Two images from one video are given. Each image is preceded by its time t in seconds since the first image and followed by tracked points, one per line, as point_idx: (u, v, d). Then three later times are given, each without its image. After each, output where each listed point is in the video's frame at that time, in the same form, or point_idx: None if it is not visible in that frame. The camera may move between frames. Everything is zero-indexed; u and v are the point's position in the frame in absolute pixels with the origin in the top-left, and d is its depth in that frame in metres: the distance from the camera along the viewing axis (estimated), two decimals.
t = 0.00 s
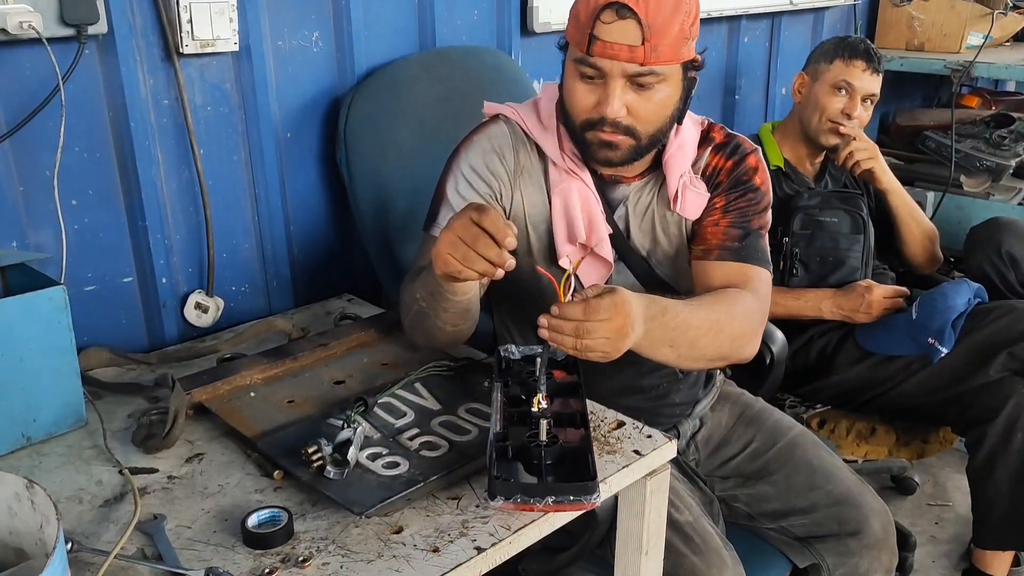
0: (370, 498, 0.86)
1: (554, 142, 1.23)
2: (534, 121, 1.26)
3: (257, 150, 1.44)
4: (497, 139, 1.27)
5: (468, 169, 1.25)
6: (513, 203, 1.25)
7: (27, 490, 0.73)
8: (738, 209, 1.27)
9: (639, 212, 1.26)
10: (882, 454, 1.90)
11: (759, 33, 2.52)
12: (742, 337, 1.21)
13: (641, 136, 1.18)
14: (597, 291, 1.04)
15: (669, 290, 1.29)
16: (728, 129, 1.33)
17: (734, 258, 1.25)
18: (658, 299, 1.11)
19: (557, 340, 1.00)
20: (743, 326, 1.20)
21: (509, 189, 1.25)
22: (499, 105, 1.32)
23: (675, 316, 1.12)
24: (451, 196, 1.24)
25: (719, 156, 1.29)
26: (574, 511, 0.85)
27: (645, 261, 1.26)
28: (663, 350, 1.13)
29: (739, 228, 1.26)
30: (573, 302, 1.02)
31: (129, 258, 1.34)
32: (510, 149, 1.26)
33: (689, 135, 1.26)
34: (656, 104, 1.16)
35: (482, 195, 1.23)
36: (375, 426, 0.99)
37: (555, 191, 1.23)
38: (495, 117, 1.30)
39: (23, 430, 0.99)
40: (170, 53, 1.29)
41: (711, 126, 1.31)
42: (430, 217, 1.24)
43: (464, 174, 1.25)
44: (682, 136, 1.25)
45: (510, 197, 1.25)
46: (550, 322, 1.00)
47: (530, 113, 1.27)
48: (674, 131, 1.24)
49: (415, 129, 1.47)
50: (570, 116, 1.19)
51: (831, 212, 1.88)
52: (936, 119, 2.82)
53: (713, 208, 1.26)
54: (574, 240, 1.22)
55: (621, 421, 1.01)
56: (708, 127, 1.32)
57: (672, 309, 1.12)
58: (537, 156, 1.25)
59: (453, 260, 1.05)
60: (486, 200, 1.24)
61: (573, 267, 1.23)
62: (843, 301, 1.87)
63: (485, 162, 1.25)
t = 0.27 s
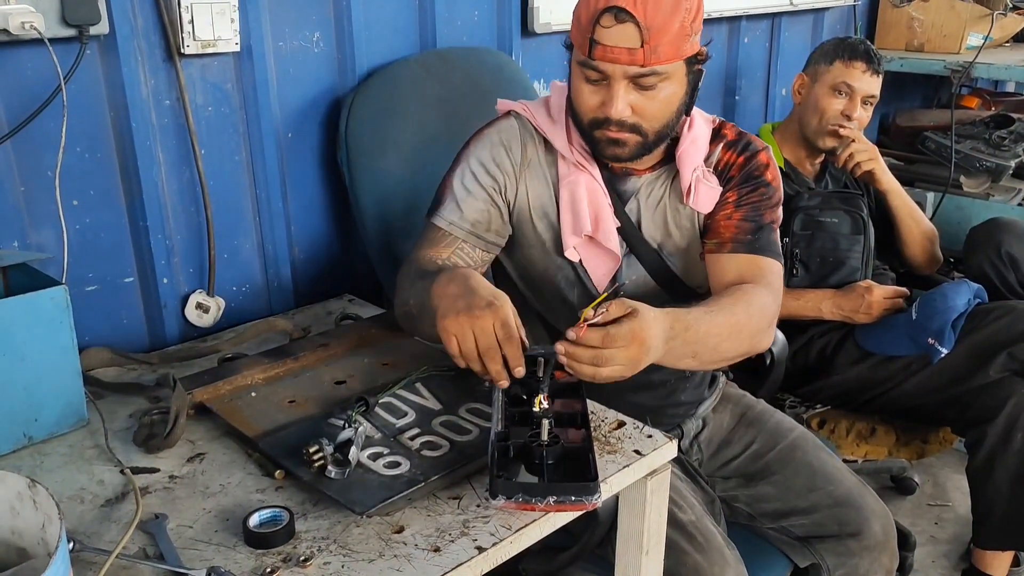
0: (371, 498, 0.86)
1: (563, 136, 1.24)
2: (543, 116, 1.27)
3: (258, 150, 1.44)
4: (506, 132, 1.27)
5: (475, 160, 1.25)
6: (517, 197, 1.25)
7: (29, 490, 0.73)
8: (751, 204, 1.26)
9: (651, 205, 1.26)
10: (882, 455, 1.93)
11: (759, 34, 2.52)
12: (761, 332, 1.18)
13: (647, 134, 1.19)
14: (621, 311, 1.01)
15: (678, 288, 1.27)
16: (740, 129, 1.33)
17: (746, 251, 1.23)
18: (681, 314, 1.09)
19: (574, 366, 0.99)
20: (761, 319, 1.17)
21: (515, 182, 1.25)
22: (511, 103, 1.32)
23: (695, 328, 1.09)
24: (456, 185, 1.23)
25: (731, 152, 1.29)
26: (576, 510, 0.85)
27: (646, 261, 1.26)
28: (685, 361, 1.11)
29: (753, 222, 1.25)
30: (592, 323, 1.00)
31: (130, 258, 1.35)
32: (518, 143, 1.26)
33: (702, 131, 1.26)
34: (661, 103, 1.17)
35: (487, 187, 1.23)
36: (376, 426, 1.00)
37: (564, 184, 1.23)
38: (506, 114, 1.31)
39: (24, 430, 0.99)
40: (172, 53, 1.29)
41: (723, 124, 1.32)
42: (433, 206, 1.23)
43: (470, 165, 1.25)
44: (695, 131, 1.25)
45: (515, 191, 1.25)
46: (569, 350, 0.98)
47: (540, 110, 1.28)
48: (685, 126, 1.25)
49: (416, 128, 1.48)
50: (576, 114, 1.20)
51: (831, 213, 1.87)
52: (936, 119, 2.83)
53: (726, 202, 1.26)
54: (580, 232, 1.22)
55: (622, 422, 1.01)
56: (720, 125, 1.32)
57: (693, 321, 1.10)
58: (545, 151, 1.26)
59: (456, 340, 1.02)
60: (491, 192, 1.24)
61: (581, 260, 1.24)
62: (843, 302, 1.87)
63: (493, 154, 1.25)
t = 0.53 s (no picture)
0: (372, 498, 0.86)
1: (563, 135, 1.24)
2: (543, 117, 1.27)
3: (259, 150, 1.44)
4: (508, 133, 1.28)
5: (479, 161, 1.25)
6: (520, 196, 1.26)
7: (31, 490, 0.73)
8: (750, 197, 1.25)
9: (651, 202, 1.26)
10: (882, 455, 1.94)
11: (760, 34, 2.52)
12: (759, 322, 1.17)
13: (646, 132, 1.19)
14: (618, 305, 1.02)
15: (679, 282, 1.27)
16: (739, 127, 1.33)
17: (744, 244, 1.23)
18: (677, 303, 1.09)
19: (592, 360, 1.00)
20: (760, 310, 1.17)
21: (518, 182, 1.26)
22: (511, 105, 1.33)
23: (694, 315, 1.09)
24: (460, 186, 1.23)
25: (730, 149, 1.29)
26: (577, 510, 0.85)
27: (647, 261, 1.26)
28: (687, 349, 1.10)
29: (751, 215, 1.24)
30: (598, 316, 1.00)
31: (131, 258, 1.35)
32: (520, 144, 1.27)
33: (701, 128, 1.26)
34: (658, 100, 1.17)
35: (491, 187, 1.24)
36: (377, 426, 1.00)
37: (564, 182, 1.23)
38: (507, 116, 1.31)
39: (26, 430, 0.99)
40: (173, 53, 1.29)
41: (722, 122, 1.32)
42: (438, 207, 1.24)
43: (474, 166, 1.25)
44: (694, 128, 1.25)
45: (518, 190, 1.26)
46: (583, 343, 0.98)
47: (540, 111, 1.28)
48: (685, 122, 1.24)
49: (416, 128, 1.47)
50: (575, 113, 1.20)
51: (831, 213, 1.87)
52: (936, 120, 2.83)
53: (725, 197, 1.25)
54: (582, 228, 1.23)
55: (622, 422, 1.01)
56: (719, 123, 1.32)
57: (691, 308, 1.10)
58: (546, 151, 1.27)
59: (476, 345, 1.03)
60: (495, 192, 1.24)
61: (584, 256, 1.25)
62: (844, 302, 1.87)
63: (496, 154, 1.26)
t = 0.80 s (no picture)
0: (372, 498, 0.86)
1: (560, 132, 1.24)
2: (540, 113, 1.27)
3: (259, 150, 1.44)
4: (507, 130, 1.27)
5: (477, 157, 1.25)
6: (518, 192, 1.26)
7: (32, 491, 0.73)
8: (742, 190, 1.23)
9: (645, 199, 1.27)
10: (883, 456, 1.94)
11: (760, 34, 2.52)
12: (752, 315, 1.15)
13: (641, 129, 1.19)
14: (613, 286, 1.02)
15: (666, 274, 1.28)
16: (733, 126, 1.33)
17: (735, 236, 1.20)
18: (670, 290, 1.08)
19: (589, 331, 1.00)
20: (751, 305, 1.14)
21: (517, 177, 1.25)
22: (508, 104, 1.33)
23: (685, 302, 1.08)
24: (458, 181, 1.23)
25: (722, 146, 1.28)
26: (579, 509, 0.85)
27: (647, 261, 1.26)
28: (678, 340, 1.08)
29: (743, 207, 1.23)
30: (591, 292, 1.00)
31: (131, 258, 1.35)
32: (518, 140, 1.27)
33: (692, 125, 1.26)
34: (655, 97, 1.17)
35: (490, 183, 1.23)
36: (377, 427, 1.00)
37: (562, 176, 1.23)
38: (504, 114, 1.31)
39: (26, 431, 0.99)
40: (174, 54, 1.29)
41: (715, 120, 1.32)
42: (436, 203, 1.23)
43: (472, 161, 1.24)
44: (684, 125, 1.26)
45: (517, 186, 1.25)
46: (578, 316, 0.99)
47: (537, 108, 1.28)
48: (674, 120, 1.25)
49: (415, 127, 1.47)
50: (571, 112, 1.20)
51: (832, 214, 1.87)
52: (936, 120, 2.83)
53: (716, 192, 1.25)
54: (579, 222, 1.22)
55: (622, 422, 1.01)
56: (713, 121, 1.32)
57: (683, 295, 1.08)
58: (543, 147, 1.26)
59: (498, 391, 0.98)
60: (494, 187, 1.24)
61: (581, 251, 1.23)
62: (844, 303, 1.87)
63: (495, 150, 1.25)
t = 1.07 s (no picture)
0: (373, 498, 0.86)
1: (554, 140, 1.24)
2: (534, 122, 1.27)
3: (260, 150, 1.44)
4: (497, 139, 1.27)
5: (469, 168, 1.24)
6: (511, 203, 1.25)
7: (33, 490, 0.73)
8: (746, 197, 1.25)
9: (645, 202, 1.26)
10: (884, 455, 1.86)
11: (761, 34, 2.52)
12: (762, 322, 1.17)
13: (642, 131, 1.19)
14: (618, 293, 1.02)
15: (673, 283, 1.27)
16: (733, 127, 1.33)
17: (743, 244, 1.23)
18: (685, 299, 1.09)
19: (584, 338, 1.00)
20: (761, 312, 1.17)
21: (509, 188, 1.25)
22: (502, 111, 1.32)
23: (700, 313, 1.09)
24: (450, 193, 1.22)
25: (724, 150, 1.29)
26: (581, 507, 0.85)
27: (648, 260, 1.26)
28: (690, 347, 1.11)
29: (749, 215, 1.24)
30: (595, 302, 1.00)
31: (132, 258, 1.35)
32: (510, 150, 1.26)
33: (693, 130, 1.26)
34: (656, 99, 1.17)
35: (483, 194, 1.23)
36: (378, 426, 1.00)
37: (557, 186, 1.23)
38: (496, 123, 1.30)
39: (27, 429, 0.99)
40: (175, 53, 1.29)
41: (715, 122, 1.32)
42: (428, 215, 1.22)
43: (464, 173, 1.24)
44: (685, 130, 1.26)
45: (509, 197, 1.25)
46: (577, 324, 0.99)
47: (530, 117, 1.27)
48: (676, 125, 1.25)
49: (416, 127, 1.47)
50: (571, 114, 1.20)
51: (832, 213, 1.87)
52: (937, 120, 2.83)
53: (721, 198, 1.26)
54: (574, 233, 1.22)
55: (623, 422, 1.01)
56: (711, 123, 1.32)
57: (698, 306, 1.10)
58: (536, 156, 1.26)
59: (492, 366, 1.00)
60: (486, 198, 1.23)
61: (576, 259, 1.24)
62: (845, 302, 1.87)
63: (487, 161, 1.24)
